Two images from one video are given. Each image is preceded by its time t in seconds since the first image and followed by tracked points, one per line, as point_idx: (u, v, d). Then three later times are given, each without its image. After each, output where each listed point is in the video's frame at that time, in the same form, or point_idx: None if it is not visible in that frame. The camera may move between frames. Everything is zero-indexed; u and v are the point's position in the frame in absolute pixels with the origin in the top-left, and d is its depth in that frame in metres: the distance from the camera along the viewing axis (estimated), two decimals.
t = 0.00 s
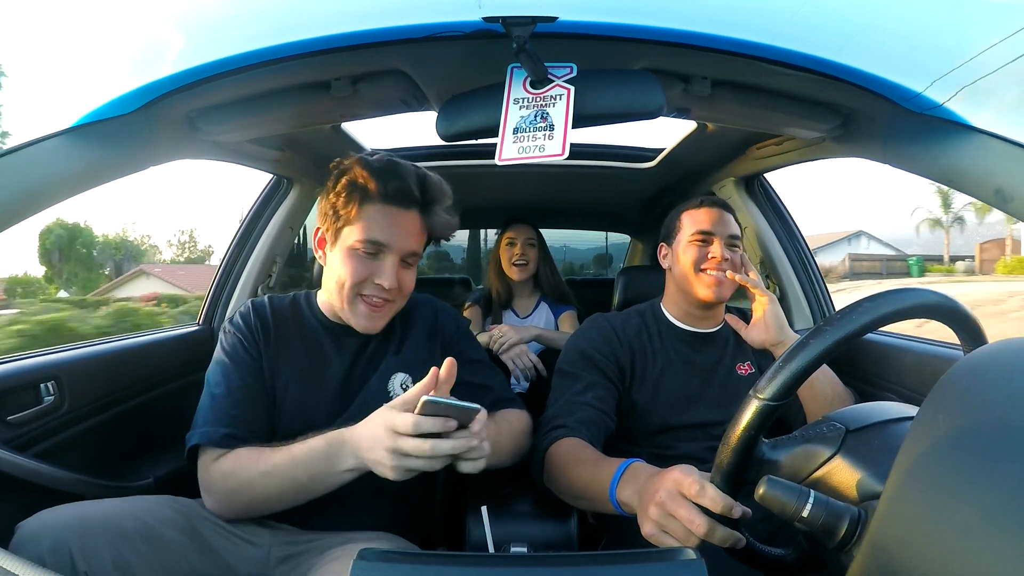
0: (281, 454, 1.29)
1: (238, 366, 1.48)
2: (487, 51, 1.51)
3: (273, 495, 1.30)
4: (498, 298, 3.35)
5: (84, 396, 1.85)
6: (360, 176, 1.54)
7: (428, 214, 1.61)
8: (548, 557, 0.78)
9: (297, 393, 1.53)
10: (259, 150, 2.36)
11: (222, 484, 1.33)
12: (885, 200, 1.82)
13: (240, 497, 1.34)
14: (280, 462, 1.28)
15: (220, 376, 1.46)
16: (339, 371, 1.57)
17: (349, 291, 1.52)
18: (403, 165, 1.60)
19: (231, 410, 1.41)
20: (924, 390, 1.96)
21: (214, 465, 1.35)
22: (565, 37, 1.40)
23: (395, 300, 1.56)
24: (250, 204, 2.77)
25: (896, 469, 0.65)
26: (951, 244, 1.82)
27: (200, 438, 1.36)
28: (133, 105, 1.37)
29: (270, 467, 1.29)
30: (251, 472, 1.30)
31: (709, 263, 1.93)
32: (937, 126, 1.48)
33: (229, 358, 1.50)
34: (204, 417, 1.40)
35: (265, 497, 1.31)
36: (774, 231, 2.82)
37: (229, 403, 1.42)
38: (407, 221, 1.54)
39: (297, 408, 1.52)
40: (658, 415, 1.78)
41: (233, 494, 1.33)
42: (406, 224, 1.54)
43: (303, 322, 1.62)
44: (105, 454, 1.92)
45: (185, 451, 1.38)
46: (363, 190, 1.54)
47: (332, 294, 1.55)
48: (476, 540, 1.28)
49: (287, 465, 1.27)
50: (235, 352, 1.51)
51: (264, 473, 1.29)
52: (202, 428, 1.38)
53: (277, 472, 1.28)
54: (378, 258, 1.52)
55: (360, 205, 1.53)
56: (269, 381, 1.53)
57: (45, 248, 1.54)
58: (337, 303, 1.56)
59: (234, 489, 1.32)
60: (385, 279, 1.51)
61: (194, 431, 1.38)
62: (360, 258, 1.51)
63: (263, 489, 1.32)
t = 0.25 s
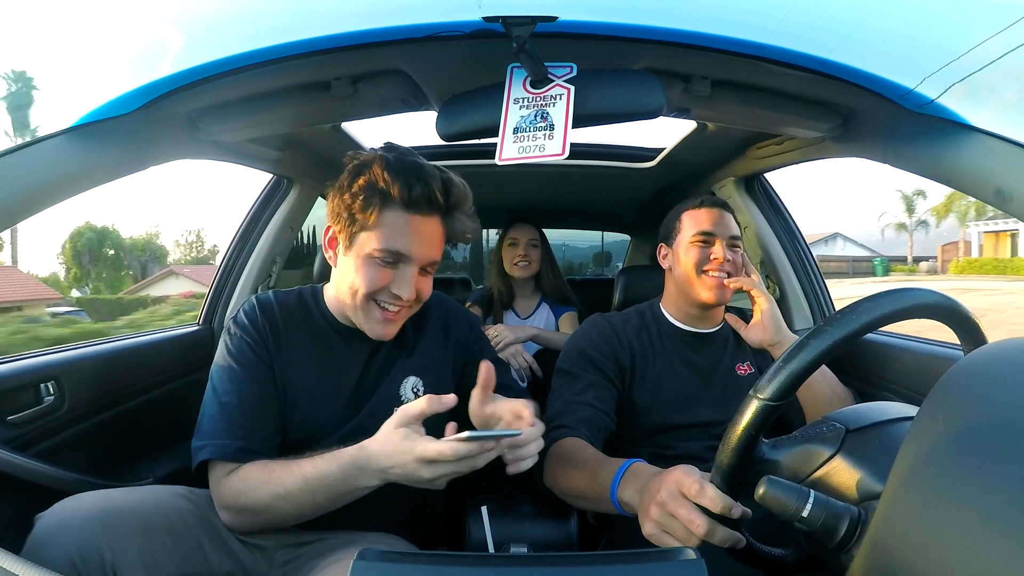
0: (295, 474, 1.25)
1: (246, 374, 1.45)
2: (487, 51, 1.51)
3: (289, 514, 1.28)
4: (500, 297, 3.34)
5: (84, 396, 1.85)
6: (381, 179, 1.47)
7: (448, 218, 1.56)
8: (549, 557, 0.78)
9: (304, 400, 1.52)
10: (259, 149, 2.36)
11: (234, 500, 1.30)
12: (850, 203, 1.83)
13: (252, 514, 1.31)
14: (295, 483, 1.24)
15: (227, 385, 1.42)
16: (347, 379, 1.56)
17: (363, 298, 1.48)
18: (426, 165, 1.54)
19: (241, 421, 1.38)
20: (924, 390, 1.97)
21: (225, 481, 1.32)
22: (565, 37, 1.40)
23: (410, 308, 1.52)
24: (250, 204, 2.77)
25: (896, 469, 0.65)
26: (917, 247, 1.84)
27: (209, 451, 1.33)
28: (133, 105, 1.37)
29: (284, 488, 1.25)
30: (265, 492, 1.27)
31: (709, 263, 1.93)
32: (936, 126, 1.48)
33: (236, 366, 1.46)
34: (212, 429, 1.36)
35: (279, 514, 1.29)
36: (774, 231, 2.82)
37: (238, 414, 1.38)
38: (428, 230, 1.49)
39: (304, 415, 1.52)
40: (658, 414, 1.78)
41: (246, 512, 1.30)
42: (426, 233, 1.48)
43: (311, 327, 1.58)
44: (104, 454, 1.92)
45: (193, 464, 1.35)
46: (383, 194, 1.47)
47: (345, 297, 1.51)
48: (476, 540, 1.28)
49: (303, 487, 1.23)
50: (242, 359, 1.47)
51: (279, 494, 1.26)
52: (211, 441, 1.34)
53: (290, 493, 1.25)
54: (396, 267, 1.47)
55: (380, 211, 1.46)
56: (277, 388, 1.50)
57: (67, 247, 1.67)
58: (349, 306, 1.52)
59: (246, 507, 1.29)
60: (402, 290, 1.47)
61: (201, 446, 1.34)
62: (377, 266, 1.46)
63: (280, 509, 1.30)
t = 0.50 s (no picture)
0: (318, 467, 1.25)
1: (266, 373, 1.47)
2: (487, 52, 1.51)
3: (307, 510, 1.27)
4: (501, 296, 3.34)
5: (84, 396, 1.85)
6: (387, 189, 1.50)
7: (457, 224, 1.58)
8: (549, 557, 0.78)
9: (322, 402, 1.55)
10: (259, 150, 2.35)
11: (251, 493, 1.29)
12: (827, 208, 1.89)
13: (268, 508, 1.30)
14: (318, 476, 1.24)
15: (247, 382, 1.44)
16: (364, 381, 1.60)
17: (375, 306, 1.51)
18: (432, 173, 1.57)
19: (261, 418, 1.39)
20: (924, 390, 1.97)
21: (243, 473, 1.32)
22: (565, 37, 1.40)
23: (422, 313, 1.55)
24: (250, 204, 2.77)
25: (896, 470, 0.65)
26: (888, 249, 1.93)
27: (230, 445, 1.34)
28: (133, 106, 1.37)
29: (305, 481, 1.25)
30: (284, 484, 1.27)
31: (709, 265, 1.93)
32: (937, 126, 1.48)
33: (256, 363, 1.47)
34: (233, 423, 1.38)
35: (297, 510, 1.28)
36: (774, 231, 2.82)
37: (258, 411, 1.40)
38: (435, 237, 1.51)
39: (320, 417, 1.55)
40: (658, 415, 1.78)
41: (263, 505, 1.29)
42: (433, 240, 1.51)
43: (332, 330, 1.62)
44: (105, 455, 1.93)
45: (211, 459, 1.36)
46: (389, 203, 1.49)
47: (359, 306, 1.54)
48: (476, 541, 1.28)
49: (326, 480, 1.23)
50: (263, 358, 1.49)
51: (299, 487, 1.25)
52: (232, 435, 1.35)
53: (312, 486, 1.24)
54: (405, 275, 1.49)
55: (387, 221, 1.49)
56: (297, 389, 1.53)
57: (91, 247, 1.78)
58: (363, 314, 1.55)
59: (264, 500, 1.28)
60: (413, 297, 1.49)
61: (222, 438, 1.35)
62: (387, 275, 1.49)
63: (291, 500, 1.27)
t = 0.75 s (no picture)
0: (327, 454, 1.26)
1: (276, 364, 1.47)
2: (486, 51, 1.51)
3: (313, 495, 1.26)
4: (500, 296, 3.35)
5: (84, 396, 1.85)
6: (414, 187, 1.56)
7: (472, 228, 1.66)
8: (549, 557, 0.78)
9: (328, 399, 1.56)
10: (259, 149, 2.35)
11: (255, 478, 1.28)
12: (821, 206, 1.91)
13: (272, 495, 1.28)
14: (326, 463, 1.24)
15: (257, 371, 1.45)
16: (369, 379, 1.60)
17: (390, 296, 1.56)
18: (454, 179, 1.64)
19: (269, 407, 1.39)
20: (925, 390, 1.97)
21: (248, 457, 1.31)
22: (565, 37, 1.40)
23: (432, 308, 1.61)
24: (250, 204, 2.77)
25: (895, 470, 0.65)
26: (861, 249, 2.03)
27: (236, 430, 1.34)
28: (133, 105, 1.37)
29: (314, 466, 1.25)
30: (291, 468, 1.26)
31: (709, 264, 1.93)
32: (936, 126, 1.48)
33: (266, 354, 1.48)
34: (241, 409, 1.38)
35: (302, 497, 1.27)
36: (774, 231, 2.82)
37: (266, 400, 1.40)
38: (454, 236, 1.59)
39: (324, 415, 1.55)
40: (658, 414, 1.78)
41: (267, 490, 1.28)
42: (452, 239, 1.59)
43: (342, 326, 1.62)
44: (105, 454, 1.93)
45: (217, 446, 1.35)
46: (416, 201, 1.56)
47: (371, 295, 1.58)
48: (477, 540, 1.28)
49: (334, 467, 1.23)
50: (274, 349, 1.50)
51: (307, 472, 1.25)
52: (239, 421, 1.35)
53: (321, 470, 1.24)
54: (423, 268, 1.56)
55: (413, 216, 1.55)
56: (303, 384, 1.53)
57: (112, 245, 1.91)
58: (375, 305, 1.59)
59: (269, 484, 1.27)
60: (428, 290, 1.55)
61: (228, 424, 1.35)
62: (406, 266, 1.55)
63: (296, 485, 1.26)
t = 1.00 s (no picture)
0: (326, 452, 1.26)
1: (273, 364, 1.48)
2: (486, 51, 1.51)
3: (310, 495, 1.25)
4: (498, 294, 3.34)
5: (84, 396, 1.85)
6: (402, 187, 1.58)
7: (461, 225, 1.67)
8: (549, 557, 0.78)
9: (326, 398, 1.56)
10: (259, 149, 2.35)
11: (251, 474, 1.28)
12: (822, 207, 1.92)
13: (269, 493, 1.28)
14: (324, 459, 1.25)
15: (254, 371, 1.45)
16: (368, 378, 1.60)
17: (384, 297, 1.55)
18: (440, 178, 1.65)
19: (265, 406, 1.40)
20: (925, 390, 1.97)
21: (243, 454, 1.31)
22: (565, 37, 1.40)
23: (427, 306, 1.61)
24: (250, 204, 2.77)
25: (895, 470, 0.65)
26: (839, 254, 2.35)
27: (232, 427, 1.34)
28: (133, 105, 1.37)
29: (312, 464, 1.25)
30: (287, 466, 1.26)
31: (709, 265, 1.93)
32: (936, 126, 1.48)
33: (264, 354, 1.49)
34: (237, 408, 1.38)
35: (299, 496, 1.26)
36: (774, 231, 2.82)
37: (263, 399, 1.41)
38: (444, 232, 1.60)
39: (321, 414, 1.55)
40: (658, 413, 1.78)
41: (263, 487, 1.28)
42: (442, 235, 1.60)
43: (342, 329, 1.62)
44: (105, 454, 1.93)
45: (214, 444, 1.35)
46: (403, 201, 1.58)
47: (365, 298, 1.58)
48: (477, 540, 1.28)
49: (333, 464, 1.24)
50: (271, 350, 1.50)
51: (304, 469, 1.25)
52: (234, 419, 1.36)
53: (320, 469, 1.24)
54: (416, 267, 1.57)
55: (400, 216, 1.57)
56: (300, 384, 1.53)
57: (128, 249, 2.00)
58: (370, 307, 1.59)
59: (265, 481, 1.27)
60: (422, 287, 1.56)
61: (225, 422, 1.36)
62: (398, 266, 1.55)
63: (294, 486, 1.26)
